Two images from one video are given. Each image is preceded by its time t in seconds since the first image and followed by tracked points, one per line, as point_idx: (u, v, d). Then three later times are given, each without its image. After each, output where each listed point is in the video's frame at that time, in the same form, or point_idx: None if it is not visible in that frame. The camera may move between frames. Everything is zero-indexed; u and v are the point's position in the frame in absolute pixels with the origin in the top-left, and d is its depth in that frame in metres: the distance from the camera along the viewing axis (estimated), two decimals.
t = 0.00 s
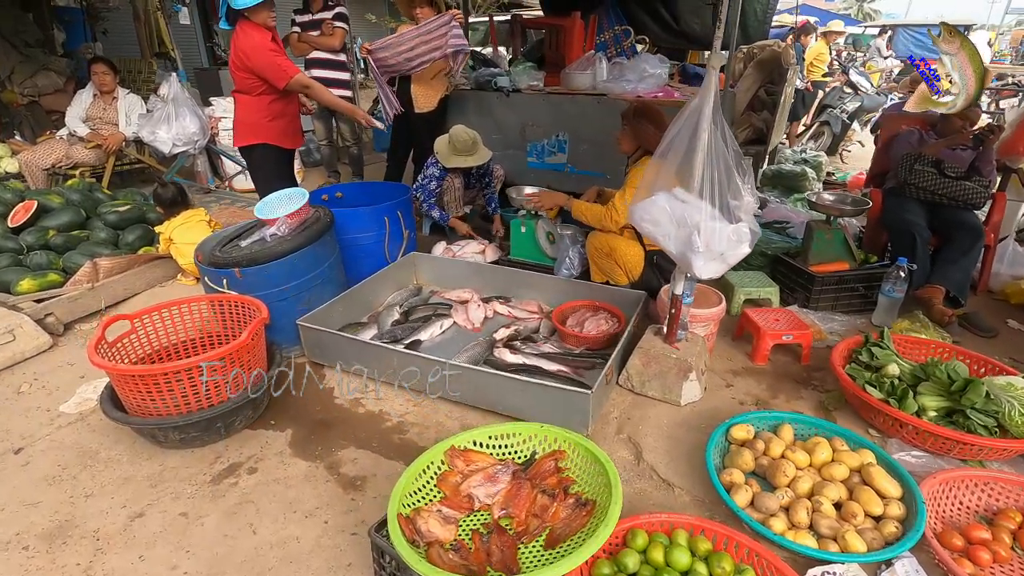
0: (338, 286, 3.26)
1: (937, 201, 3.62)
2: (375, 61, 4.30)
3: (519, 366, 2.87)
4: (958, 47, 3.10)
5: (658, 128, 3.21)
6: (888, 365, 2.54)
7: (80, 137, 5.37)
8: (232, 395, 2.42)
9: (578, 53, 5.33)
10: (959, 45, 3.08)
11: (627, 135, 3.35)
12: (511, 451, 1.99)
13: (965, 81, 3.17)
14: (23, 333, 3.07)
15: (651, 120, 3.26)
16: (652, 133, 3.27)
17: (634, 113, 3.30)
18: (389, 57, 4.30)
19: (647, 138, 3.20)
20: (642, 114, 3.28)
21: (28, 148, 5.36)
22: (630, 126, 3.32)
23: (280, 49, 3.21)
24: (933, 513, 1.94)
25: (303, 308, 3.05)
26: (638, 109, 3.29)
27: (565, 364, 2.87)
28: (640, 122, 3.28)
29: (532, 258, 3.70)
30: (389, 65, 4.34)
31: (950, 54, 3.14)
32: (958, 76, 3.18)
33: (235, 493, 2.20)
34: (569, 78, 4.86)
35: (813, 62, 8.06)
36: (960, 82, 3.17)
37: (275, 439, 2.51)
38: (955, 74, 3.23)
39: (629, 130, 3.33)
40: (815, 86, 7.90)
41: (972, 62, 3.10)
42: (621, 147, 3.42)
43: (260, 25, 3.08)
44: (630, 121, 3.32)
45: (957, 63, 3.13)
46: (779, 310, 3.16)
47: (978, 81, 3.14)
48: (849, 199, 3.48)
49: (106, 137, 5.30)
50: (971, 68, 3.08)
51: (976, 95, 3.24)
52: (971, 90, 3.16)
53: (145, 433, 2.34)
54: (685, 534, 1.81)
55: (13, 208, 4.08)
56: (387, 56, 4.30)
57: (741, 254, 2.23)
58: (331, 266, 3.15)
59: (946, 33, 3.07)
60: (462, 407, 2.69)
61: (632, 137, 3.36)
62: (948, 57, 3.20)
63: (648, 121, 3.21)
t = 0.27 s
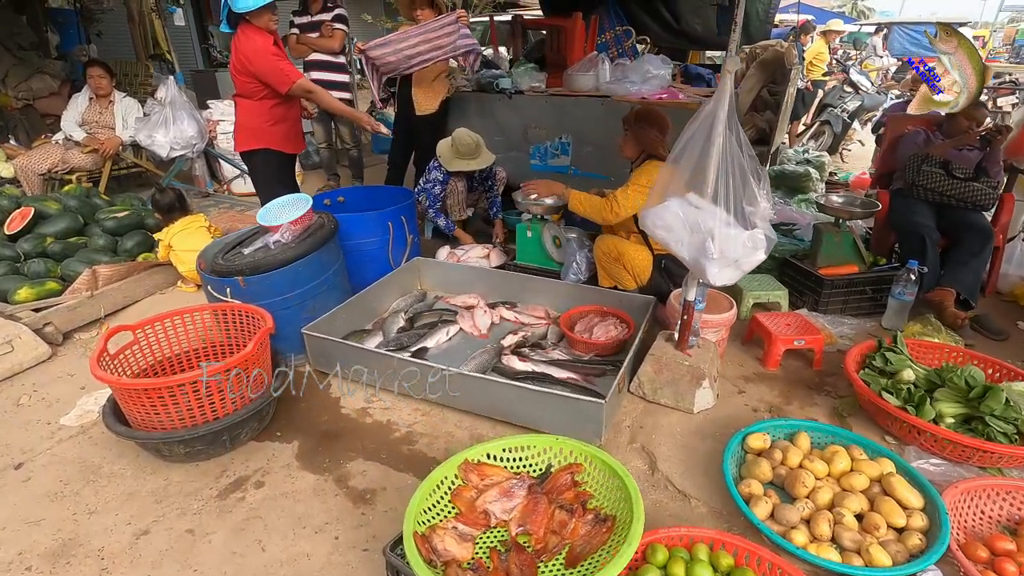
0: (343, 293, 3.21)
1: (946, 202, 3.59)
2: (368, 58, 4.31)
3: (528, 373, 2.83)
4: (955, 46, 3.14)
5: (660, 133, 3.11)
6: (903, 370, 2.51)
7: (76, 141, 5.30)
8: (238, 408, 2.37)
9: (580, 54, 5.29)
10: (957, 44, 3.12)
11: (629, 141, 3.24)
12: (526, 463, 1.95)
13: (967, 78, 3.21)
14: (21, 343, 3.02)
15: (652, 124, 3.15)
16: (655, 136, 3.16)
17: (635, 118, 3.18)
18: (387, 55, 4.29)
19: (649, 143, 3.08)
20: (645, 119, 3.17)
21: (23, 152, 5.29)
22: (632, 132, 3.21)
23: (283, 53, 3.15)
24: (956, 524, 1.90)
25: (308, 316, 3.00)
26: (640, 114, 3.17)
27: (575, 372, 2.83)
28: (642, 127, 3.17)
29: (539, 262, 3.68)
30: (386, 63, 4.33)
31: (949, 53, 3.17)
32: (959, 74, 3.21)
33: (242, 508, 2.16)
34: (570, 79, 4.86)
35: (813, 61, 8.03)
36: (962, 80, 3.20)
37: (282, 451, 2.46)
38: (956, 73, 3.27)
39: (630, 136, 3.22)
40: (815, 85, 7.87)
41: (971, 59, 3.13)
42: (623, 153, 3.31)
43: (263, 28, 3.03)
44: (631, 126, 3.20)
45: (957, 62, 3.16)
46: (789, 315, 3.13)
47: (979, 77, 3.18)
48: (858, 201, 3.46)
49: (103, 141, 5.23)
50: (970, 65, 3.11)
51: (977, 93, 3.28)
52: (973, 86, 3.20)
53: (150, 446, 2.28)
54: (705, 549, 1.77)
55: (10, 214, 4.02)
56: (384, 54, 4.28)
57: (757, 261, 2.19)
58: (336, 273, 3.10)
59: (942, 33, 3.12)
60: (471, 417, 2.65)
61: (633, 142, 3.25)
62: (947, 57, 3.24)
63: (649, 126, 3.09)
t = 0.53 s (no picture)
0: (347, 298, 3.15)
1: (957, 201, 3.53)
2: (362, 55, 4.11)
3: (537, 379, 2.77)
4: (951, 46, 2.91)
5: (662, 133, 3.07)
6: (922, 374, 2.47)
7: (72, 144, 5.22)
8: (242, 419, 2.30)
9: (583, 52, 5.23)
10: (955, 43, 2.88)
11: (631, 143, 3.18)
12: (542, 475, 1.89)
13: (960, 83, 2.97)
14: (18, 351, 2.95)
15: (653, 124, 3.12)
16: (656, 137, 3.13)
17: (636, 120, 3.15)
18: (386, 52, 4.12)
19: (651, 144, 3.04)
20: (646, 119, 3.13)
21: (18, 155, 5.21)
22: (633, 134, 3.17)
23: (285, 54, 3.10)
24: (984, 534, 1.85)
25: (313, 322, 2.94)
26: (640, 115, 3.14)
27: (585, 377, 2.77)
28: (643, 128, 3.13)
29: (545, 265, 3.63)
30: (383, 61, 4.14)
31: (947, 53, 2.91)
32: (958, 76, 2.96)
33: (248, 523, 2.09)
34: (575, 78, 4.75)
35: (814, 58, 7.98)
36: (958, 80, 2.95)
37: (288, 462, 2.40)
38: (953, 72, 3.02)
39: (632, 138, 3.18)
40: (816, 83, 7.82)
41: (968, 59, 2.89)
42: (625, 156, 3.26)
43: (265, 29, 2.98)
44: (633, 128, 3.16)
45: (957, 61, 2.92)
46: (802, 317, 3.07)
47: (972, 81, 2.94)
48: (869, 201, 3.41)
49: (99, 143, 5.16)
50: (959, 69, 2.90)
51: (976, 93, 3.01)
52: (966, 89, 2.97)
53: (152, 459, 2.22)
54: (729, 563, 1.71)
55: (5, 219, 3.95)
56: (382, 51, 4.12)
57: (775, 264, 2.12)
58: (340, 278, 3.04)
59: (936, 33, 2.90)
60: (480, 424, 2.59)
61: (635, 144, 3.20)
62: (945, 54, 3.02)
63: (651, 127, 3.06)
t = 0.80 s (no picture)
0: (349, 302, 3.07)
1: (969, 199, 3.47)
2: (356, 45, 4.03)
3: (546, 385, 2.70)
4: (950, 45, 3.14)
5: (660, 134, 3.04)
6: (942, 377, 2.40)
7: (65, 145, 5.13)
8: (243, 430, 2.23)
9: (584, 50, 5.16)
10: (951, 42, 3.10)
11: (629, 146, 3.12)
12: (556, 488, 1.82)
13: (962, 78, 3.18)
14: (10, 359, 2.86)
15: (652, 126, 3.07)
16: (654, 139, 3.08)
17: (634, 121, 3.08)
18: (385, 44, 4.05)
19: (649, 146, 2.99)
20: (644, 120, 3.08)
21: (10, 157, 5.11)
22: (631, 135, 3.11)
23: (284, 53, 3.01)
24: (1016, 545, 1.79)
25: (314, 328, 2.87)
26: (638, 115, 3.08)
27: (595, 382, 2.70)
28: (642, 129, 3.07)
29: (551, 266, 3.56)
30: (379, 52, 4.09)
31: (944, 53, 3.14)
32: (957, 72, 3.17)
33: (250, 538, 2.01)
34: (578, 76, 4.67)
35: (815, 56, 7.92)
36: (961, 78, 3.15)
37: (290, 473, 2.32)
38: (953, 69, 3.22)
39: (629, 140, 3.12)
40: (817, 80, 7.76)
41: (970, 56, 3.11)
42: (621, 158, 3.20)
43: (263, 27, 2.90)
44: (631, 130, 3.11)
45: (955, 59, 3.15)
46: (815, 318, 3.00)
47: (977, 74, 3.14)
48: (881, 200, 3.33)
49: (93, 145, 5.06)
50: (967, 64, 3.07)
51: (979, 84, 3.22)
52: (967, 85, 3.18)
53: (150, 472, 2.14)
54: None
55: None
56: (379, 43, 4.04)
57: (794, 267, 2.04)
58: (341, 282, 2.96)
59: (934, 33, 3.10)
60: (488, 432, 2.52)
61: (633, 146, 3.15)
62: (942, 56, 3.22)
63: (649, 128, 3.01)
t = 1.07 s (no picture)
0: (349, 305, 2.97)
1: (982, 195, 3.40)
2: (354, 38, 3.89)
3: (555, 391, 2.62)
4: (947, 45, 3.41)
5: (652, 134, 3.01)
6: (964, 381, 2.33)
7: (56, 145, 5.01)
8: (240, 442, 2.13)
9: (585, 46, 5.06)
10: (950, 43, 3.38)
11: (622, 147, 3.11)
12: (571, 503, 1.75)
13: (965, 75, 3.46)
14: None
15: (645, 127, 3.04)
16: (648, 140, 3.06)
17: (627, 122, 3.05)
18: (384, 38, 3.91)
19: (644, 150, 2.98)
20: (636, 121, 3.04)
21: None
22: (624, 137, 3.09)
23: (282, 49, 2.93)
24: None
25: (314, 333, 2.78)
26: (630, 116, 3.05)
27: (605, 388, 2.62)
28: (634, 131, 3.04)
29: (556, 267, 3.48)
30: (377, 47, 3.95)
31: (942, 54, 3.43)
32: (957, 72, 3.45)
33: (249, 557, 1.92)
34: (580, 73, 4.58)
35: (816, 52, 7.84)
36: (962, 76, 3.43)
37: (291, 486, 2.23)
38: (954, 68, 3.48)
39: (623, 142, 3.10)
40: (819, 76, 7.68)
41: (969, 56, 3.37)
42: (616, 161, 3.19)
43: (259, 22, 2.82)
44: (624, 131, 3.07)
45: (954, 58, 3.41)
46: (830, 320, 2.92)
47: (979, 72, 3.42)
48: (895, 197, 3.26)
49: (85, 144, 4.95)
50: (971, 61, 3.34)
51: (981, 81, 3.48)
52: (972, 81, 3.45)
53: (143, 487, 2.05)
54: None
55: None
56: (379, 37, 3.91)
57: (815, 269, 1.94)
58: (342, 286, 2.86)
59: (932, 35, 3.39)
60: (495, 440, 2.43)
61: (627, 148, 3.13)
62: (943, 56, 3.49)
63: (643, 131, 2.98)
